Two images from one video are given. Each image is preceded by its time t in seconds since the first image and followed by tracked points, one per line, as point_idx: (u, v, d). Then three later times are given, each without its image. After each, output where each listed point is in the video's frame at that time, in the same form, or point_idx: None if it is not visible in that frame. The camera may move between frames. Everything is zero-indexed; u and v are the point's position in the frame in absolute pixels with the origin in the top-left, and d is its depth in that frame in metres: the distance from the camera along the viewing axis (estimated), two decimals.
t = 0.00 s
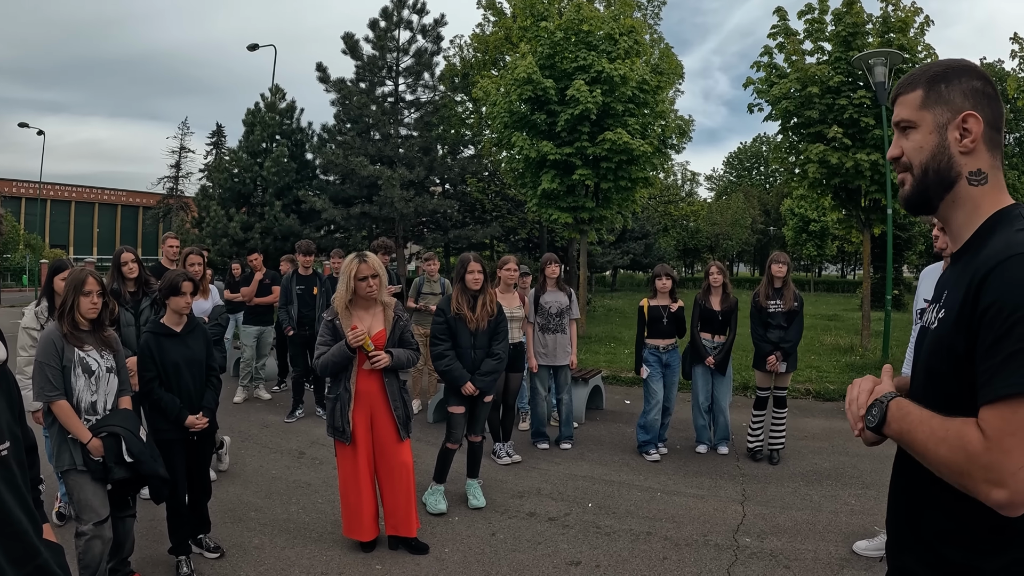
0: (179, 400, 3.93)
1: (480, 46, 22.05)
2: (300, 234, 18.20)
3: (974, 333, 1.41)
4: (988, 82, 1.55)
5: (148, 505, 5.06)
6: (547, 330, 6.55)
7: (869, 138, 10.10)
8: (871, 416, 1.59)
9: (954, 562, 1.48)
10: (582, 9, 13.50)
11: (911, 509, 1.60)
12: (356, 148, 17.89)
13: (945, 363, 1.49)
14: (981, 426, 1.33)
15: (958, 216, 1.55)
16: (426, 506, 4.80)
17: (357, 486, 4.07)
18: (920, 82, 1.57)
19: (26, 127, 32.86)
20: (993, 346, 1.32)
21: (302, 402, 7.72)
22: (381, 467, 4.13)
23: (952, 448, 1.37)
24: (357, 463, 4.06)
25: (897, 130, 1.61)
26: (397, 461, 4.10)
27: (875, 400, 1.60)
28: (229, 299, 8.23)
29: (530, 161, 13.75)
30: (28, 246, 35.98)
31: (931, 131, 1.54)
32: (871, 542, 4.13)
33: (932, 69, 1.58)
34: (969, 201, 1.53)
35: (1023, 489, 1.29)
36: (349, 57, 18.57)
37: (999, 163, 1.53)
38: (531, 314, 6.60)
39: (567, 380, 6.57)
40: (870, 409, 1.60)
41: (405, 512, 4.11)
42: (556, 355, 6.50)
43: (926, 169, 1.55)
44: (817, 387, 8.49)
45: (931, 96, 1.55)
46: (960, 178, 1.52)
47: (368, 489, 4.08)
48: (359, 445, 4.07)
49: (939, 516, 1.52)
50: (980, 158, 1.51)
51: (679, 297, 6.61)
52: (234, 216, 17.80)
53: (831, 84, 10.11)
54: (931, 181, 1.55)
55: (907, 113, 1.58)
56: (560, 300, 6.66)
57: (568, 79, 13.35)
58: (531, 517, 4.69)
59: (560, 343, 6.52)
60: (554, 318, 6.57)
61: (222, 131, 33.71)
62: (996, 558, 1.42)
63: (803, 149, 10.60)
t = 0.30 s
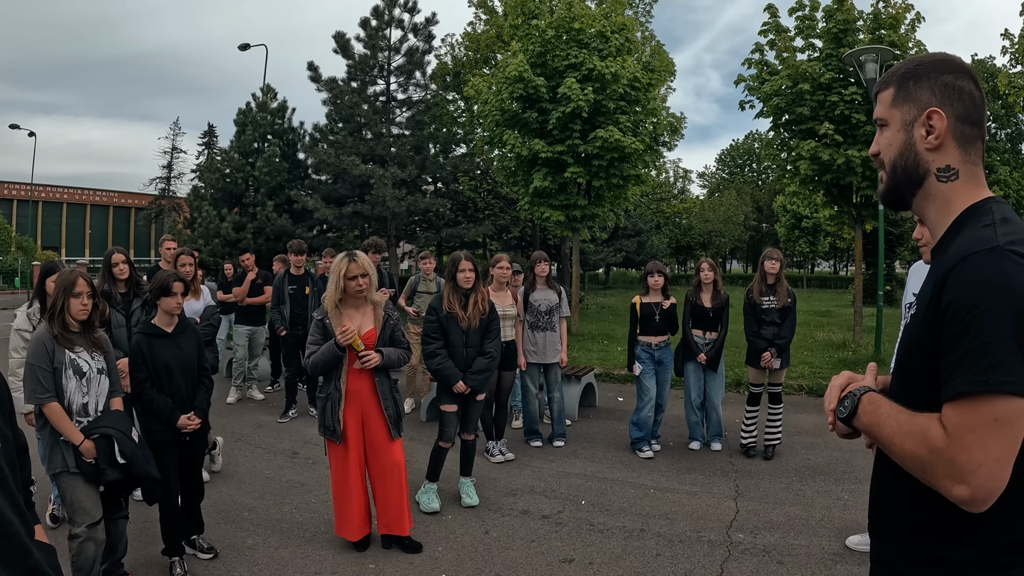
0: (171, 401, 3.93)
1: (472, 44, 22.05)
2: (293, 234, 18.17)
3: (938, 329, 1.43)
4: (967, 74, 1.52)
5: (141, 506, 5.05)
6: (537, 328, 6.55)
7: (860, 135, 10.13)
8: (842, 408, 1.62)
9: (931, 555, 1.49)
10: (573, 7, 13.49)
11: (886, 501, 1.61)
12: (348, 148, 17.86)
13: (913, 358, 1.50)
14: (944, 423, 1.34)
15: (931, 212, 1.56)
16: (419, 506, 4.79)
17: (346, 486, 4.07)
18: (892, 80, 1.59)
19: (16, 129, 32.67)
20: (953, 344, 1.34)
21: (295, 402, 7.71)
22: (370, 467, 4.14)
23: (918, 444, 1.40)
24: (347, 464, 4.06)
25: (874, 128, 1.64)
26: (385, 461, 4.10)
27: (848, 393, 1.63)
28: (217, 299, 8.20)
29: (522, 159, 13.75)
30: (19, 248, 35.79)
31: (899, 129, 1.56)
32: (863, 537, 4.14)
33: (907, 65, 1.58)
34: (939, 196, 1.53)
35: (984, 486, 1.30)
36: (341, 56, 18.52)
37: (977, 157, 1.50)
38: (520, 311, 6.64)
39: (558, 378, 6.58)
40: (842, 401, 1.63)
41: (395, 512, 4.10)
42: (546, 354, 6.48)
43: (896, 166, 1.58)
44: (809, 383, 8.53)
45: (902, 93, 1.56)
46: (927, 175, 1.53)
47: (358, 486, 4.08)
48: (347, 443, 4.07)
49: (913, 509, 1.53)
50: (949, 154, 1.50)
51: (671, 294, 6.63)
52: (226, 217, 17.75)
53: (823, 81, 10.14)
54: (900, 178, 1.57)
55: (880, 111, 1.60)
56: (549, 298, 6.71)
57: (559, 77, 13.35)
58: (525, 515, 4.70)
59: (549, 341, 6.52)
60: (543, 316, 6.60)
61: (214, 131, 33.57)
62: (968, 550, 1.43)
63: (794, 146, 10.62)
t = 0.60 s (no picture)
0: (168, 402, 3.92)
1: (468, 44, 22.05)
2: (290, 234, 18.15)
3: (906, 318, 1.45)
4: (972, 70, 1.51)
5: (138, 507, 5.04)
6: (533, 328, 6.56)
7: (856, 133, 10.15)
8: (824, 377, 1.67)
9: (877, 539, 1.53)
10: (569, 6, 13.49)
11: (856, 482, 1.65)
12: (345, 147, 17.84)
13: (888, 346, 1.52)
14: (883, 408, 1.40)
15: (935, 209, 1.56)
16: (416, 506, 4.79)
17: (335, 479, 4.11)
18: (894, 78, 1.60)
19: (14, 130, 32.68)
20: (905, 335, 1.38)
21: (292, 402, 7.71)
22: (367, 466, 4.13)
23: (859, 421, 1.47)
24: (341, 462, 4.06)
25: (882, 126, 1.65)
26: (376, 461, 4.10)
27: (834, 364, 1.67)
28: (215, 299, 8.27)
29: (519, 159, 13.74)
30: (15, 249, 35.72)
31: (900, 127, 1.57)
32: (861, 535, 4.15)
33: (910, 63, 1.58)
34: (939, 194, 1.53)
35: (904, 474, 1.35)
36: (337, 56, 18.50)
37: (978, 154, 1.49)
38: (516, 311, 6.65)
39: (553, 378, 6.60)
40: (827, 370, 1.68)
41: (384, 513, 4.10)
42: (541, 353, 6.51)
43: (898, 164, 1.59)
44: (806, 381, 8.55)
45: (903, 92, 1.57)
46: (927, 173, 1.54)
47: (353, 482, 4.07)
48: (344, 444, 4.07)
49: (869, 493, 1.58)
50: (947, 153, 1.50)
51: (668, 294, 6.64)
52: (223, 217, 17.73)
53: (819, 79, 10.16)
54: (902, 176, 1.59)
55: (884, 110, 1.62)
56: (545, 298, 6.70)
57: (556, 76, 13.36)
58: (522, 515, 4.70)
59: (545, 341, 6.54)
60: (539, 315, 6.60)
61: (210, 132, 33.49)
62: (912, 543, 1.46)
63: (791, 145, 10.63)
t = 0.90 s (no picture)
0: (166, 402, 3.92)
1: (467, 44, 22.07)
2: (288, 235, 18.16)
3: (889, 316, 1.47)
4: (975, 68, 1.50)
5: (137, 508, 5.04)
6: (532, 328, 6.57)
7: (854, 133, 10.16)
8: (820, 372, 1.69)
9: (859, 534, 1.56)
10: (567, 6, 13.49)
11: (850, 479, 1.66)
12: (344, 147, 17.83)
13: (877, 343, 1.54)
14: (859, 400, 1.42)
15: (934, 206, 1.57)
16: (415, 505, 4.79)
17: (333, 477, 4.11)
18: (899, 75, 1.60)
19: (14, 131, 32.72)
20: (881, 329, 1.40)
21: (291, 402, 7.71)
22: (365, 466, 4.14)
23: (837, 411, 1.50)
24: (338, 461, 4.08)
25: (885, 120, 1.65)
26: (371, 461, 4.10)
27: (830, 360, 1.68)
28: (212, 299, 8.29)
29: (517, 159, 13.74)
30: (14, 250, 35.68)
31: (900, 124, 1.58)
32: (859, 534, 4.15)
33: (914, 60, 1.58)
34: (936, 191, 1.53)
35: (874, 465, 1.38)
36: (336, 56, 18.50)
37: (977, 152, 1.49)
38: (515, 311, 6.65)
39: (553, 377, 6.61)
40: (824, 364, 1.70)
41: (379, 512, 4.11)
42: (541, 353, 6.54)
43: (898, 161, 1.60)
44: (805, 380, 8.55)
45: (905, 89, 1.57)
46: (925, 170, 1.54)
47: (350, 482, 4.08)
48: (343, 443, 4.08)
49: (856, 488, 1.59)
50: (945, 150, 1.51)
51: (666, 293, 6.64)
52: (222, 218, 17.74)
53: (817, 79, 10.18)
54: (902, 173, 1.59)
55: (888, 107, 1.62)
56: (543, 297, 6.70)
57: (554, 76, 13.36)
58: (520, 515, 4.69)
59: (545, 341, 6.55)
60: (538, 315, 6.60)
61: (208, 132, 33.46)
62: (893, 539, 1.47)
63: (789, 144, 10.64)
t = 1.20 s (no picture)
0: (166, 403, 3.92)
1: (465, 44, 22.07)
2: (287, 235, 18.17)
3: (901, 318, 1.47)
4: (977, 69, 1.50)
5: (137, 509, 5.04)
6: (534, 328, 6.57)
7: (853, 132, 10.17)
8: (826, 377, 1.67)
9: (874, 538, 1.55)
10: (566, 6, 13.49)
11: (857, 482, 1.65)
12: (343, 148, 17.83)
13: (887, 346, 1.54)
14: (879, 405, 1.40)
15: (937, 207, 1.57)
16: (416, 506, 4.79)
17: (336, 479, 4.09)
18: (900, 75, 1.60)
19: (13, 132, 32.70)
20: (900, 332, 1.39)
21: (291, 403, 7.71)
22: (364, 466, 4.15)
23: (855, 417, 1.48)
24: (340, 463, 4.07)
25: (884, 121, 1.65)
26: (373, 462, 4.10)
27: (834, 364, 1.67)
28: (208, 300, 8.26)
29: (516, 159, 13.72)
30: (13, 251, 35.61)
31: (902, 124, 1.58)
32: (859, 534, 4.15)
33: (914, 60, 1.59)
34: (939, 191, 1.54)
35: (899, 469, 1.36)
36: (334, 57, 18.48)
37: (980, 152, 1.49)
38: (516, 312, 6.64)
39: (554, 377, 6.61)
40: (829, 369, 1.68)
41: (380, 512, 4.10)
42: (543, 353, 6.53)
43: (899, 161, 1.60)
44: (805, 380, 8.55)
45: (907, 88, 1.57)
46: (929, 169, 1.54)
47: (352, 483, 4.07)
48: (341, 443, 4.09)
49: (868, 491, 1.58)
50: (948, 149, 1.51)
51: (666, 293, 6.64)
52: (221, 219, 17.75)
53: (816, 79, 10.18)
54: (904, 172, 1.60)
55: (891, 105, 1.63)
56: (545, 298, 6.71)
57: (552, 76, 13.36)
58: (521, 515, 4.70)
59: (547, 341, 6.55)
60: (540, 316, 6.61)
61: (207, 133, 33.45)
62: (910, 541, 1.46)
63: (788, 144, 10.64)
